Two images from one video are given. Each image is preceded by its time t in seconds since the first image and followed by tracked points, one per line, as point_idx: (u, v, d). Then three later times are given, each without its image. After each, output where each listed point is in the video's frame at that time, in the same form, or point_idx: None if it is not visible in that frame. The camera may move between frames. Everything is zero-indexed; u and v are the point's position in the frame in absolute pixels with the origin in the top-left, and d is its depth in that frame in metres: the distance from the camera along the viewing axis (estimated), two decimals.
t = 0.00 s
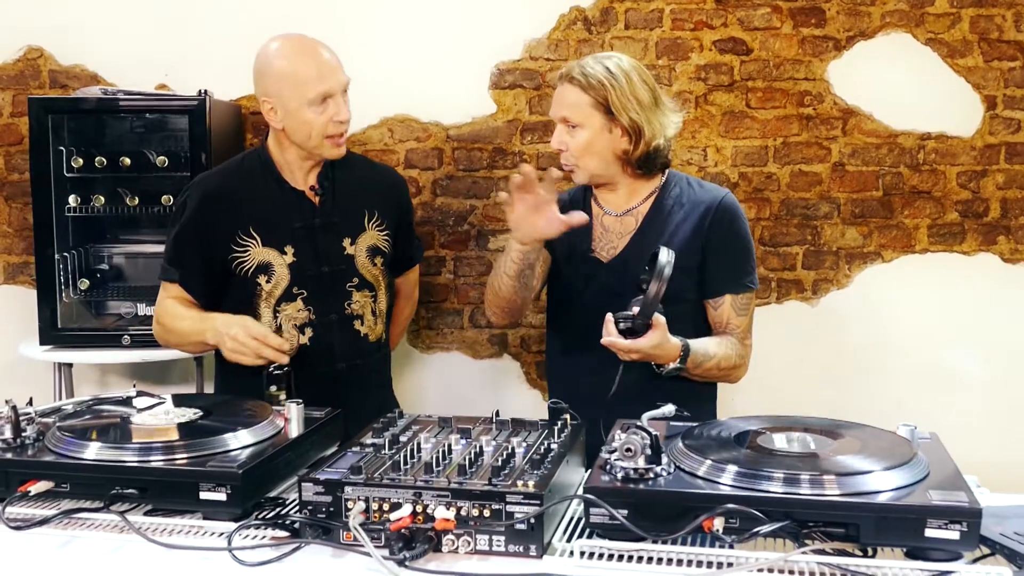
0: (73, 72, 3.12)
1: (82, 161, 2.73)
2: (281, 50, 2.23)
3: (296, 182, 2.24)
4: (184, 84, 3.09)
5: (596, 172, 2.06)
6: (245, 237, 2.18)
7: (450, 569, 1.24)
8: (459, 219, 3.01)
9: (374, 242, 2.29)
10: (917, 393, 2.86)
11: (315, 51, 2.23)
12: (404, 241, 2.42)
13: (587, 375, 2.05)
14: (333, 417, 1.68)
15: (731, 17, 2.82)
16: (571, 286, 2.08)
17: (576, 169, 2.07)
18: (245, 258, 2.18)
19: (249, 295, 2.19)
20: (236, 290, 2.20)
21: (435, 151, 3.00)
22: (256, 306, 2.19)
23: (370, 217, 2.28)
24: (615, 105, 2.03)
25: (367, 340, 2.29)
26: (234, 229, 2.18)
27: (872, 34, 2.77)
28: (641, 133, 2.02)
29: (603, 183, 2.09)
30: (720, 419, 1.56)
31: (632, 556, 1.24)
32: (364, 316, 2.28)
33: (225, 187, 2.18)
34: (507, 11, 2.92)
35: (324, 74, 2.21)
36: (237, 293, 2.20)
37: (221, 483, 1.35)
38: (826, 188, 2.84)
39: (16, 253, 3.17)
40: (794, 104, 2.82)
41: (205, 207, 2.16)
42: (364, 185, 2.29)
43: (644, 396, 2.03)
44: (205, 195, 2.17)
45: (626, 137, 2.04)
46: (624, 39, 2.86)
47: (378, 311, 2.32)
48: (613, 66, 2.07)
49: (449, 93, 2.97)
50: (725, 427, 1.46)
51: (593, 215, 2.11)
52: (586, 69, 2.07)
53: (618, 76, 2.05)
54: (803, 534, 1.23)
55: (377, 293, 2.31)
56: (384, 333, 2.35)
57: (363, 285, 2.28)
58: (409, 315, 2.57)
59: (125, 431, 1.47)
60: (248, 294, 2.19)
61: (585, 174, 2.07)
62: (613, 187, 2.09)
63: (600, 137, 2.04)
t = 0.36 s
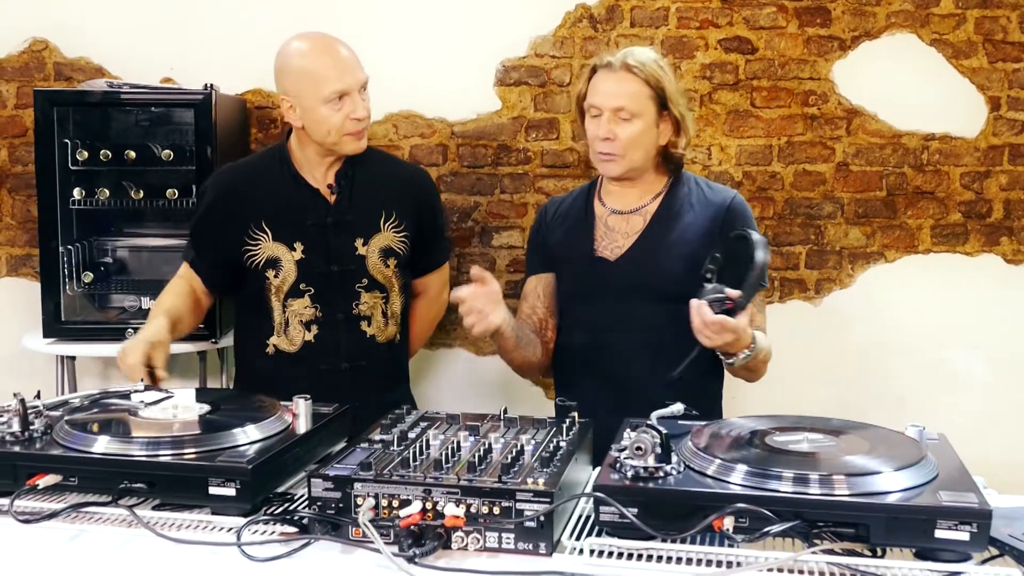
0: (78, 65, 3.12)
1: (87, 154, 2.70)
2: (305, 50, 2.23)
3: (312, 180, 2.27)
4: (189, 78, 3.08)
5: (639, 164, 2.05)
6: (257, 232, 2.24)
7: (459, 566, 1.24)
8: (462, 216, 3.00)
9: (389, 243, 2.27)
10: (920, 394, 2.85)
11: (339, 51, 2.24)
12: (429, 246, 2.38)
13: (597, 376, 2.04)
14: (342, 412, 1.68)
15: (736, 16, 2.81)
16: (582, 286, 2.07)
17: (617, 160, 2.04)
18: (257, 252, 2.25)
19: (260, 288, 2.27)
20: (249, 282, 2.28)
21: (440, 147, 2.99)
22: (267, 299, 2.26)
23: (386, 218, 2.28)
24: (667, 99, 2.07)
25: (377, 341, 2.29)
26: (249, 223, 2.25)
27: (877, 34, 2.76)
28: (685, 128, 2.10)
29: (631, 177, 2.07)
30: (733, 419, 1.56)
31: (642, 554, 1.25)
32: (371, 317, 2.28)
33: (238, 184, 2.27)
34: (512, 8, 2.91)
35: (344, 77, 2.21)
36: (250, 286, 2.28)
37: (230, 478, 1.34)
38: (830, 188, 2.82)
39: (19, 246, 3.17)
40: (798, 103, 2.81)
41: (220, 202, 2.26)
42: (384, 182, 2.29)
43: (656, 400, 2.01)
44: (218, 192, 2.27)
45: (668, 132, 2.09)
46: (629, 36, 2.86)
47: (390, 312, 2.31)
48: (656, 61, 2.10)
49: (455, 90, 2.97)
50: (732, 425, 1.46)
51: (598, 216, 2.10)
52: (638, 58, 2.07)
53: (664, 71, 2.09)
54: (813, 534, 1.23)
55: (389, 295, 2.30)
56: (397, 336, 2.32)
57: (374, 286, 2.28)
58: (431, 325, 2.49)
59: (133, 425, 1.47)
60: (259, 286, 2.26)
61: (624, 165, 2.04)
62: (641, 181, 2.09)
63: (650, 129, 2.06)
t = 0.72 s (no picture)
0: (76, 61, 3.11)
1: (85, 149, 2.71)
2: (272, 55, 2.28)
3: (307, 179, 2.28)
4: (186, 75, 3.08)
5: (620, 156, 2.08)
6: (248, 223, 2.29)
7: (458, 564, 1.24)
8: (460, 214, 2.99)
9: (375, 248, 2.25)
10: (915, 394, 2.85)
11: (296, 58, 2.28)
12: (433, 253, 2.38)
13: (593, 373, 2.04)
14: (341, 411, 1.68)
15: (735, 16, 2.82)
16: (580, 287, 2.07)
17: (596, 154, 2.09)
18: (246, 241, 2.29)
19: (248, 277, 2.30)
20: (240, 270, 2.32)
21: (438, 146, 2.99)
22: (251, 288, 2.29)
23: (376, 221, 2.26)
24: (637, 87, 2.08)
25: (353, 343, 2.26)
26: (242, 215, 2.30)
27: (875, 35, 2.76)
28: (663, 116, 2.09)
29: (617, 171, 2.10)
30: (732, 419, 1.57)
31: (641, 553, 1.25)
32: (349, 320, 2.26)
33: (238, 177, 2.33)
34: (512, 8, 2.91)
35: (289, 87, 2.25)
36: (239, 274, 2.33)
37: (230, 475, 1.34)
38: (827, 188, 2.83)
39: (15, 241, 3.16)
40: (796, 104, 2.82)
41: (217, 195, 2.34)
42: (380, 184, 2.28)
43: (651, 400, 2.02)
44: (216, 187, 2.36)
45: (647, 120, 2.08)
46: (627, 36, 2.86)
47: (373, 316, 2.28)
48: (633, 53, 2.11)
49: (453, 88, 2.96)
50: (730, 425, 1.47)
51: (598, 215, 2.11)
52: (608, 53, 2.11)
53: (638, 61, 2.11)
54: (812, 534, 1.23)
55: (372, 298, 2.27)
56: (381, 341, 2.29)
57: (354, 290, 2.26)
58: (438, 329, 2.49)
59: (133, 422, 1.47)
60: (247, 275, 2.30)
61: (603, 160, 2.09)
62: (630, 176, 2.11)
63: (621, 120, 2.07)
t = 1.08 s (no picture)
0: (73, 59, 3.10)
1: (82, 149, 2.71)
2: (215, 55, 2.23)
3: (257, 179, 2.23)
4: (183, 74, 3.07)
5: (621, 148, 2.08)
6: (197, 221, 2.24)
7: (457, 564, 1.24)
8: (456, 214, 2.99)
9: (320, 246, 2.20)
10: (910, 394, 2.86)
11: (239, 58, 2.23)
12: (390, 253, 2.29)
13: (592, 374, 2.04)
14: (338, 410, 1.68)
15: (731, 17, 2.82)
16: (574, 289, 2.08)
17: (597, 144, 2.08)
18: (194, 238, 2.24)
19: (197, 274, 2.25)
20: (189, 267, 2.27)
21: (434, 145, 2.98)
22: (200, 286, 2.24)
23: (320, 219, 2.21)
24: (640, 81, 2.09)
25: (295, 343, 2.20)
26: (191, 212, 2.25)
27: (870, 37, 2.77)
28: (664, 111, 2.11)
29: (617, 164, 2.10)
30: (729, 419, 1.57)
31: (639, 553, 1.26)
32: (294, 319, 2.20)
33: (193, 173, 2.28)
34: (509, 9, 2.91)
35: (232, 87, 2.20)
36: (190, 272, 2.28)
37: (229, 474, 1.35)
38: (822, 189, 2.84)
39: (11, 240, 3.15)
40: (791, 105, 2.82)
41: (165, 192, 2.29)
42: (328, 182, 2.23)
43: (646, 400, 2.02)
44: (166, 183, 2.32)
45: (649, 114, 2.11)
46: (623, 37, 2.86)
47: (321, 317, 2.21)
48: (634, 48, 2.14)
49: (449, 88, 2.96)
50: (728, 425, 1.47)
51: (592, 218, 2.13)
52: (611, 46, 2.11)
53: (640, 57, 2.12)
54: (809, 533, 1.24)
55: (317, 298, 2.21)
56: (329, 341, 2.22)
57: (299, 288, 2.21)
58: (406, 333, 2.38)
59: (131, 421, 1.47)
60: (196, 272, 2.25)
61: (605, 150, 2.08)
62: (627, 171, 2.12)
63: (624, 112, 2.08)
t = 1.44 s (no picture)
0: (69, 61, 3.10)
1: (78, 151, 2.68)
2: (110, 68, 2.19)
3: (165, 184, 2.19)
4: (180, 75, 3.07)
5: (596, 157, 2.09)
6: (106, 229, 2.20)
7: (454, 565, 1.24)
8: (453, 215, 3.00)
9: (227, 249, 2.17)
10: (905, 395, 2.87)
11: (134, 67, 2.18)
12: (300, 254, 2.25)
13: (576, 378, 2.06)
14: (336, 411, 1.68)
15: (726, 19, 2.83)
16: (561, 296, 2.10)
17: (573, 153, 2.10)
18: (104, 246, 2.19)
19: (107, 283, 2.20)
20: (101, 277, 2.22)
21: (430, 147, 2.99)
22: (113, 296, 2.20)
23: (228, 222, 2.18)
24: (618, 88, 2.08)
25: (203, 346, 2.17)
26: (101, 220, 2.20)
27: (865, 38, 2.78)
28: (644, 119, 2.09)
29: (596, 173, 2.11)
30: (726, 420, 1.58)
31: (635, 553, 1.26)
32: (202, 322, 2.17)
33: (104, 183, 2.23)
34: (505, 12, 2.91)
35: (131, 97, 2.15)
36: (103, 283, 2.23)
37: (227, 476, 1.35)
38: (818, 190, 2.85)
39: (8, 242, 3.15)
40: (787, 106, 2.83)
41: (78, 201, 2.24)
42: (236, 186, 2.20)
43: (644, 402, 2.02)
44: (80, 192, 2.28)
45: (629, 122, 2.09)
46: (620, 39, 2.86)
47: (229, 320, 2.17)
48: (617, 53, 2.13)
49: (446, 90, 2.96)
50: (725, 426, 1.48)
51: (580, 224, 2.15)
52: (592, 52, 2.12)
53: (622, 62, 2.12)
54: (805, 534, 1.24)
55: (225, 302, 2.17)
56: (239, 344, 2.19)
57: (206, 291, 2.17)
58: (317, 338, 2.32)
59: (129, 422, 1.47)
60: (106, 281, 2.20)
61: (579, 160, 2.09)
62: (609, 178, 2.11)
63: (600, 121, 2.08)
